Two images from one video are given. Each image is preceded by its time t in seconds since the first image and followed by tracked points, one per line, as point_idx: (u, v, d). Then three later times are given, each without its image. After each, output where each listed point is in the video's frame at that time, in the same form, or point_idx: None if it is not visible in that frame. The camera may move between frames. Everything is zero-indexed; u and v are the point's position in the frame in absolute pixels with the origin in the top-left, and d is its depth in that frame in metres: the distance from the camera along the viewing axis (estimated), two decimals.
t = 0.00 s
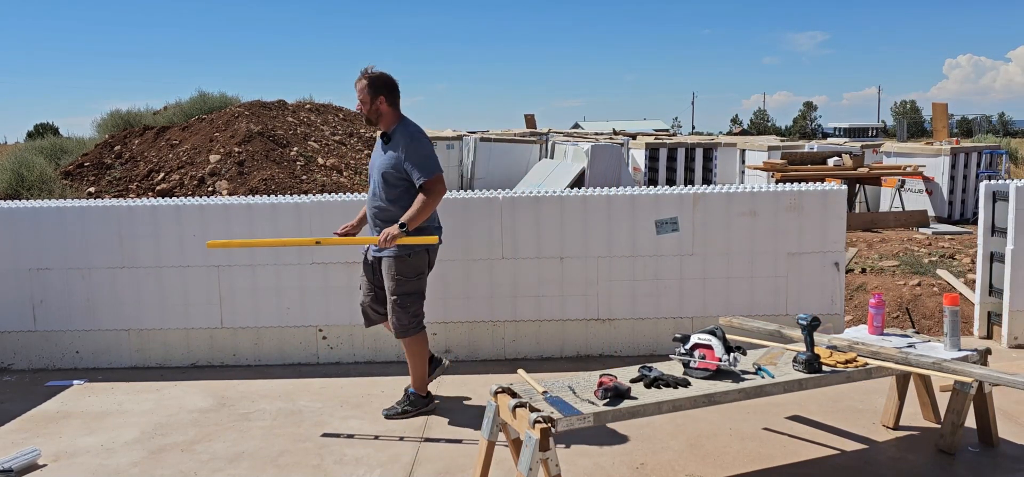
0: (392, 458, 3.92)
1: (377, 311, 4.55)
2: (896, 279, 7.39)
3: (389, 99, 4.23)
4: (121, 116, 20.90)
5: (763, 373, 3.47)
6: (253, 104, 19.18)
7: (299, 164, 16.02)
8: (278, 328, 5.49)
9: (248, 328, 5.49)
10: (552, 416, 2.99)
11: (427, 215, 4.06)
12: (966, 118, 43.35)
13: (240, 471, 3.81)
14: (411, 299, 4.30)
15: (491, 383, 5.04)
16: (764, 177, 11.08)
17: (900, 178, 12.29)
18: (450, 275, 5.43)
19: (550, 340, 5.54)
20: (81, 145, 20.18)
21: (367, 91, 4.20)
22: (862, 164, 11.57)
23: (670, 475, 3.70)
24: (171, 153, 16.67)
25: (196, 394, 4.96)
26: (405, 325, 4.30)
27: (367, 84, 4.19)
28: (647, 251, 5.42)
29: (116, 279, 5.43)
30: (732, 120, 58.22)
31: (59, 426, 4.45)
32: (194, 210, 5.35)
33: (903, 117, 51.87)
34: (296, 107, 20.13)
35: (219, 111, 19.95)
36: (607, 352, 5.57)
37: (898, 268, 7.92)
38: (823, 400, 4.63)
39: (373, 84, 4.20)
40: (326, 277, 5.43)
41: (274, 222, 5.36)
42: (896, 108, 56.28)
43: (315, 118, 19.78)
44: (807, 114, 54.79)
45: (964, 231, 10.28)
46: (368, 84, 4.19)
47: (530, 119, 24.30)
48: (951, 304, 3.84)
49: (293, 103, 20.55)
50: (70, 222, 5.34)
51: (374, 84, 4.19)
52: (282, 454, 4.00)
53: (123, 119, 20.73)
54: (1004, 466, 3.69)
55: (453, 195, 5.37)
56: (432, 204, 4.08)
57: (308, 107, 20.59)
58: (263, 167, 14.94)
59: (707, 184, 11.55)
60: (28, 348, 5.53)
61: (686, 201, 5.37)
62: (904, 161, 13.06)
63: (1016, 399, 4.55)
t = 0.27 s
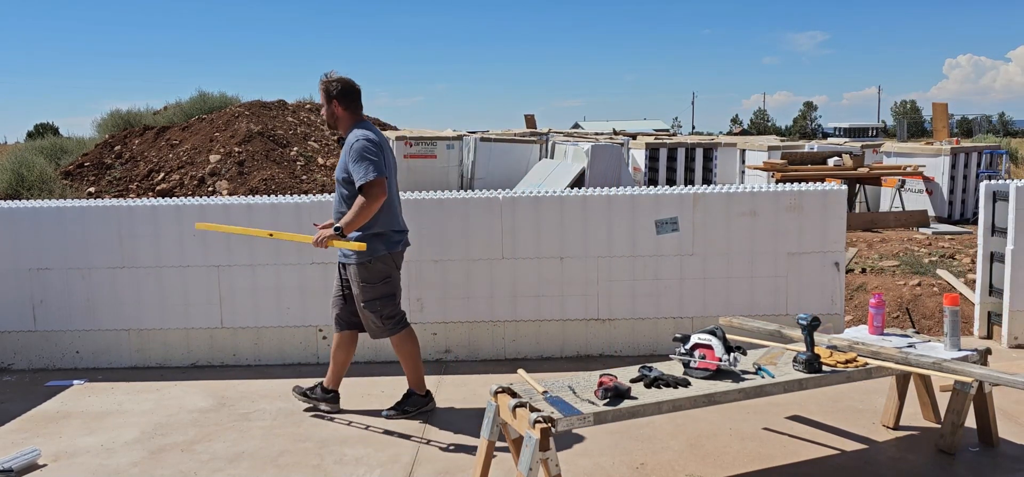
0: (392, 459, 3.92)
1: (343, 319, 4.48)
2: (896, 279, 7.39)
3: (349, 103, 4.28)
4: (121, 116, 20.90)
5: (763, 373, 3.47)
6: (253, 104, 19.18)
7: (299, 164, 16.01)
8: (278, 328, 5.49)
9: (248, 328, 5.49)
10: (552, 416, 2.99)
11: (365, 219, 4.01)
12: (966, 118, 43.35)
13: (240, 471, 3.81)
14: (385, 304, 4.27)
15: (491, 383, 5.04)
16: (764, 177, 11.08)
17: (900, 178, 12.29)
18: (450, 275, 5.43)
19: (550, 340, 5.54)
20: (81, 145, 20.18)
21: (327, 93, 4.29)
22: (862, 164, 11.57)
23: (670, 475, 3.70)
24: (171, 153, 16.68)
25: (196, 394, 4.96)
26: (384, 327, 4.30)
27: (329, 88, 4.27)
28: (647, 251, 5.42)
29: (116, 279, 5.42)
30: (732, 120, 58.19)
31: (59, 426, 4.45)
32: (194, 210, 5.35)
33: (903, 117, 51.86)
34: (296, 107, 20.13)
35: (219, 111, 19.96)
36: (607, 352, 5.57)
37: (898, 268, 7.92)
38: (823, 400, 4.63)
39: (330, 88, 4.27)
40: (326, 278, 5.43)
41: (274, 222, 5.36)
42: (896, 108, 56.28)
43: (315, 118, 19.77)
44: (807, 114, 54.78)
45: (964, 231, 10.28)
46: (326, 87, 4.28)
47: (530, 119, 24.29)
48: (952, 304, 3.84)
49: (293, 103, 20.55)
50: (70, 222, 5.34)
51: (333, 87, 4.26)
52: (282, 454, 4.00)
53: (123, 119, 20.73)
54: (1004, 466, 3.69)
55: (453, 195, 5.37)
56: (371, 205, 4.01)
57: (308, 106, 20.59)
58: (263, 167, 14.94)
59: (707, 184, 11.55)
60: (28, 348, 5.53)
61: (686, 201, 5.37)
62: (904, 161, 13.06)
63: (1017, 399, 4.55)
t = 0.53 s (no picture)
0: (392, 459, 3.92)
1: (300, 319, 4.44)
2: (896, 279, 7.39)
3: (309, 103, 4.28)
4: (121, 116, 20.91)
5: (763, 373, 3.47)
6: (253, 104, 19.18)
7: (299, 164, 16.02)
8: (278, 328, 5.49)
9: (248, 328, 5.49)
10: (552, 416, 2.99)
11: (314, 215, 4.00)
12: (966, 118, 43.35)
13: (240, 471, 3.81)
14: (310, 307, 4.18)
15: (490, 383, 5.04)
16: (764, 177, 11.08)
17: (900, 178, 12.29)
18: (450, 275, 5.43)
19: (550, 340, 5.54)
20: (81, 145, 20.18)
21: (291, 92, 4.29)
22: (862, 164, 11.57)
23: (670, 475, 3.70)
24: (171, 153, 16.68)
25: (196, 394, 4.96)
26: (310, 332, 4.20)
27: (291, 87, 4.27)
28: (647, 251, 5.42)
29: (116, 279, 5.42)
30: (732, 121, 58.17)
31: (59, 426, 4.45)
32: (194, 210, 5.35)
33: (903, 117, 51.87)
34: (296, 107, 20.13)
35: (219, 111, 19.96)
36: (607, 352, 5.57)
37: (898, 268, 7.92)
38: (823, 400, 4.63)
39: (292, 87, 4.27)
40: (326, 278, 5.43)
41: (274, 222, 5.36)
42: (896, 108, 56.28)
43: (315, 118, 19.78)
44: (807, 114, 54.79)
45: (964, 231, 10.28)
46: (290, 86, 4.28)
47: (530, 119, 24.29)
48: (952, 304, 3.84)
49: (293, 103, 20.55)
50: (70, 222, 5.34)
51: (293, 86, 4.27)
52: (282, 454, 4.00)
53: (123, 119, 20.73)
54: (1004, 466, 3.69)
55: (453, 196, 5.38)
56: (321, 199, 3.98)
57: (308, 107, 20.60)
58: (262, 167, 14.94)
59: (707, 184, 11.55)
60: (28, 348, 5.53)
61: (686, 201, 5.37)
62: (904, 161, 13.06)
63: (1016, 399, 4.55)
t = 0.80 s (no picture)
0: (392, 459, 3.93)
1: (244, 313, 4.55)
2: (896, 279, 7.39)
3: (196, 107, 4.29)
4: (121, 116, 20.91)
5: (763, 373, 3.47)
6: (253, 104, 19.18)
7: (299, 164, 16.02)
8: (279, 328, 5.50)
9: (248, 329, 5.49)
10: (552, 416, 2.99)
11: (155, 218, 4.14)
12: (966, 118, 43.35)
13: (240, 471, 3.81)
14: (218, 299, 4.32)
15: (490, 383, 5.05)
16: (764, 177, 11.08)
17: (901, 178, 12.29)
18: (450, 275, 5.43)
19: (550, 340, 5.54)
20: (81, 145, 20.19)
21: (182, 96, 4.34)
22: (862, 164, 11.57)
23: (670, 475, 3.70)
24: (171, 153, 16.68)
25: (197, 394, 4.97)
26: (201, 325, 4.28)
27: (180, 91, 4.33)
28: (647, 251, 5.42)
29: (116, 279, 5.43)
30: (732, 121, 58.20)
31: (59, 426, 4.45)
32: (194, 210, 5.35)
33: (903, 117, 51.87)
34: (296, 107, 20.13)
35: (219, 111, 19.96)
36: (607, 352, 5.57)
37: (898, 268, 7.92)
38: (823, 400, 4.63)
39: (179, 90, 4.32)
40: (327, 278, 5.43)
41: (274, 222, 5.35)
42: (896, 108, 56.27)
43: (315, 118, 19.77)
44: (808, 114, 54.77)
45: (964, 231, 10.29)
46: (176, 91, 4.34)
47: (530, 119, 24.29)
48: (952, 304, 3.84)
49: (293, 103, 20.55)
50: (70, 222, 5.34)
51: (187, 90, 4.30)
52: (282, 454, 4.00)
53: (123, 119, 20.74)
54: (1004, 466, 3.69)
55: (453, 196, 5.38)
56: (156, 204, 4.11)
57: (308, 107, 20.61)
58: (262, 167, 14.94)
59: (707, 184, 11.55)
60: (29, 348, 5.53)
61: (686, 201, 5.37)
62: (904, 161, 13.06)
63: (1016, 399, 4.55)
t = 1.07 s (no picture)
0: (392, 459, 3.93)
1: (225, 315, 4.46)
2: (896, 279, 7.39)
3: (181, 113, 4.37)
4: (121, 116, 20.91)
5: (763, 373, 3.47)
6: (253, 104, 19.18)
7: (299, 164, 16.02)
8: (279, 328, 5.49)
9: (248, 328, 5.49)
10: (552, 416, 2.99)
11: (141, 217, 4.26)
12: (966, 118, 43.36)
13: (240, 471, 3.81)
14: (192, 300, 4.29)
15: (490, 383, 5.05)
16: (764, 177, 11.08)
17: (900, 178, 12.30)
18: (450, 275, 5.43)
19: (550, 340, 5.54)
20: (81, 145, 20.20)
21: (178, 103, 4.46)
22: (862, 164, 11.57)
23: (670, 475, 3.70)
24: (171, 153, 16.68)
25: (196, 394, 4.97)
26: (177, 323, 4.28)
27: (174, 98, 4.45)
28: (647, 251, 5.42)
29: (116, 279, 5.42)
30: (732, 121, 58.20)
31: (59, 426, 4.45)
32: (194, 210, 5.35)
33: (903, 117, 51.88)
34: (296, 107, 20.13)
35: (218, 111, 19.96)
36: (607, 352, 5.57)
37: (898, 268, 7.92)
38: (823, 400, 4.63)
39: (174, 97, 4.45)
40: (327, 278, 5.43)
41: (274, 222, 5.35)
42: (896, 108, 56.28)
43: (315, 118, 19.77)
44: (808, 114, 54.77)
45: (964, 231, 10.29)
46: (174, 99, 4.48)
47: (530, 119, 24.29)
48: (951, 304, 3.84)
49: (293, 103, 20.55)
50: (70, 222, 5.34)
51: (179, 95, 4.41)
52: (282, 454, 4.00)
53: (123, 119, 20.74)
54: (1004, 466, 3.69)
55: (452, 196, 5.38)
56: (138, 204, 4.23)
57: (308, 107, 20.61)
58: (262, 167, 14.94)
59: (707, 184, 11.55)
60: (28, 348, 5.53)
61: (686, 201, 5.37)
62: (904, 161, 13.07)
63: (1016, 399, 4.55)
